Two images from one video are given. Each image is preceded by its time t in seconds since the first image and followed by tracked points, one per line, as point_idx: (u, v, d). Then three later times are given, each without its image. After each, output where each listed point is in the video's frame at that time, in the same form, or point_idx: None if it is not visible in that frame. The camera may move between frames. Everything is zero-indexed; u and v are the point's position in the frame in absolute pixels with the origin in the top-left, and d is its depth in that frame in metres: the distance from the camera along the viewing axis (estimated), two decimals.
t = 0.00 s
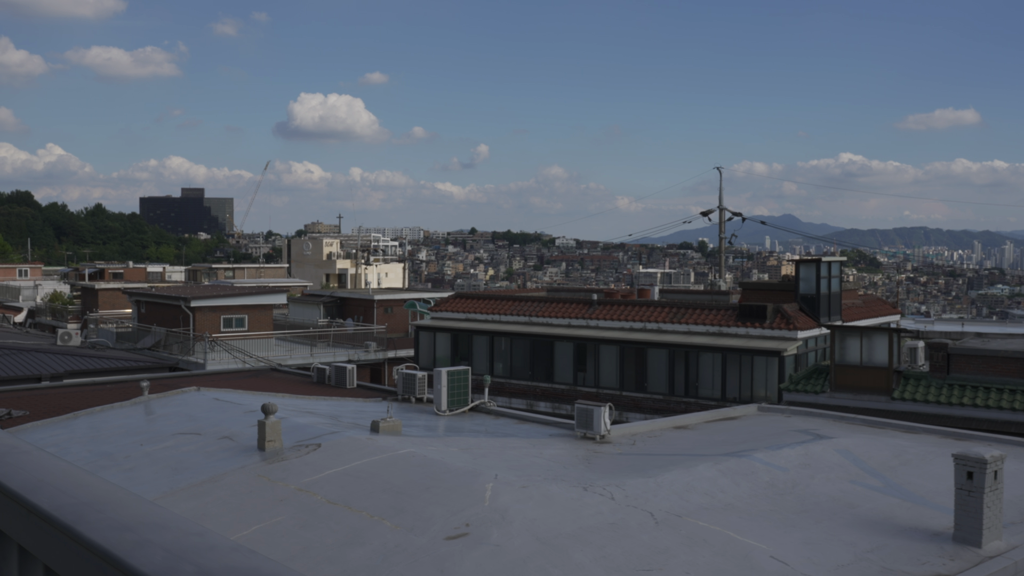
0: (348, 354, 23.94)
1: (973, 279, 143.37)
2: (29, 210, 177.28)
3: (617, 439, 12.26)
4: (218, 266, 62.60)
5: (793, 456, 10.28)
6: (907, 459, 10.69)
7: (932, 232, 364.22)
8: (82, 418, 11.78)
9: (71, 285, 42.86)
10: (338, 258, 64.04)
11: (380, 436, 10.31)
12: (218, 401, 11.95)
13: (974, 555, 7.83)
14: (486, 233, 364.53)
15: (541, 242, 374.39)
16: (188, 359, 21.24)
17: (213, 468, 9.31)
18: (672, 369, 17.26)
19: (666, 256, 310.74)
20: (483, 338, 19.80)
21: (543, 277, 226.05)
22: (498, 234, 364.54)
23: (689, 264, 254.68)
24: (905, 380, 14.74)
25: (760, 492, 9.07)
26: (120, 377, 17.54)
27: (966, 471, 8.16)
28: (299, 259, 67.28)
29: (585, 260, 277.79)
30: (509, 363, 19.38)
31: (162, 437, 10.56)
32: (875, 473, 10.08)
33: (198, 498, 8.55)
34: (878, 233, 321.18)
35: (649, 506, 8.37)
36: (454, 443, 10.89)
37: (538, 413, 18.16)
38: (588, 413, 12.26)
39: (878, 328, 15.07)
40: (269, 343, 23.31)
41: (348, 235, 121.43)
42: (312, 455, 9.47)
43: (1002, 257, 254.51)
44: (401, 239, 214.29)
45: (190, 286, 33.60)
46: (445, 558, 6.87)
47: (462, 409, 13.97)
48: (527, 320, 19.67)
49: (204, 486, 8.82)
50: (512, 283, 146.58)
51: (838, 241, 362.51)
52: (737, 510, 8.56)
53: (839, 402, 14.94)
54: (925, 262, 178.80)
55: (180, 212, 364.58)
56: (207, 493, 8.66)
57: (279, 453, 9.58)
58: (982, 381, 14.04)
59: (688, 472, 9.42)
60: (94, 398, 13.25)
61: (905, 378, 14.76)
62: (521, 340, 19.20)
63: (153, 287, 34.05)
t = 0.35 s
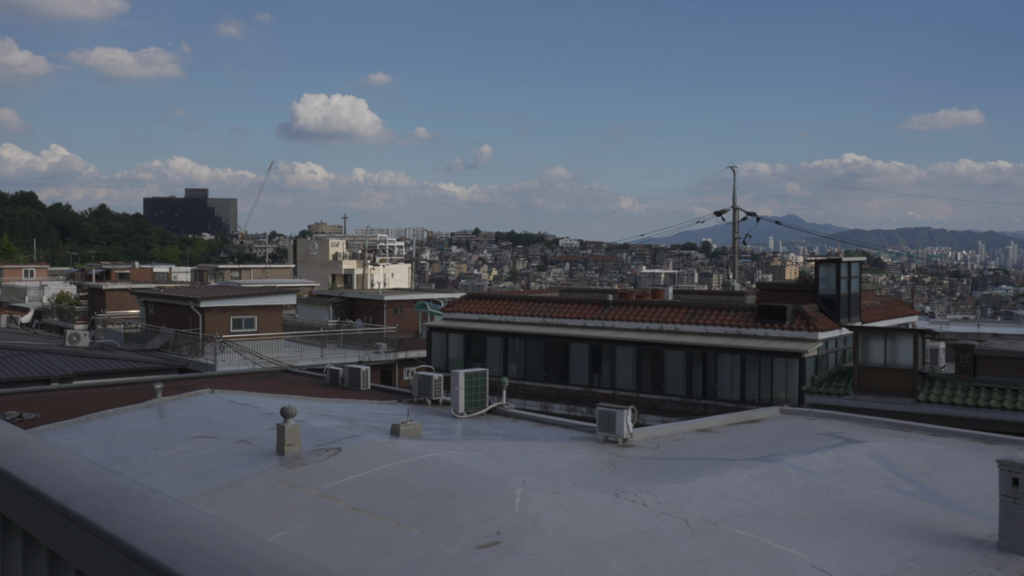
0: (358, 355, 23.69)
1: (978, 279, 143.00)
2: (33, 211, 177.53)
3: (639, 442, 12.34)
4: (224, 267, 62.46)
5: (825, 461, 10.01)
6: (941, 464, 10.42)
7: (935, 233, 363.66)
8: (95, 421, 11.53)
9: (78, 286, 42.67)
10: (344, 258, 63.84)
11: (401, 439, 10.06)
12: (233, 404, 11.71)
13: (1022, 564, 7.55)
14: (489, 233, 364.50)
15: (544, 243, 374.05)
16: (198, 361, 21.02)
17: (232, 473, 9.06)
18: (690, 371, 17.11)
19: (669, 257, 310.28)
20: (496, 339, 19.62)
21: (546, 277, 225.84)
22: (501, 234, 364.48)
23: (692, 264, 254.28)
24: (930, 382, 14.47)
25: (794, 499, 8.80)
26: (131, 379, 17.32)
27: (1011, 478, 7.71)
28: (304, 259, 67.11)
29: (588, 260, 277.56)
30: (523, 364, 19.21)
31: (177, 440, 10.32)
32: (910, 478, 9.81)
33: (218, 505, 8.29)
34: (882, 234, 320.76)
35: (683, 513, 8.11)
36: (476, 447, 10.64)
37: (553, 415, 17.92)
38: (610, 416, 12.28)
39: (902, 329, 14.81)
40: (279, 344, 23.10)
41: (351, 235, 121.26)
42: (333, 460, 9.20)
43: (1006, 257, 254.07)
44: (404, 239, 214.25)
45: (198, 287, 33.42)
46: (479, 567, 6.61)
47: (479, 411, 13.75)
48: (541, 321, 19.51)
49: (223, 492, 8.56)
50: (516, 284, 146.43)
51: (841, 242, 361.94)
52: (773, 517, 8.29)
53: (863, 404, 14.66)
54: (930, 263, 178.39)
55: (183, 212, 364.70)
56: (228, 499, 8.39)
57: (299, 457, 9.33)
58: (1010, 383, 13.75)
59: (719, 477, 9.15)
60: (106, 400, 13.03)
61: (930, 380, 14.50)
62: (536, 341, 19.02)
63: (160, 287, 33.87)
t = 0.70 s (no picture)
0: (373, 357, 23.45)
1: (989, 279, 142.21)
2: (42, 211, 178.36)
3: (667, 447, 12.09)
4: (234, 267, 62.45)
5: (863, 468, 9.71)
6: (982, 471, 10.10)
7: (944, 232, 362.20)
8: (113, 425, 11.33)
9: (90, 286, 42.65)
10: (354, 258, 63.75)
11: (427, 445, 9.81)
12: (253, 408, 11.48)
13: None
14: (496, 233, 364.52)
15: (551, 242, 373.68)
16: (212, 362, 20.84)
17: (255, 480, 8.81)
18: (713, 373, 16.83)
19: (677, 256, 309.54)
20: (514, 340, 19.50)
21: (554, 276, 225.72)
22: (508, 234, 364.48)
23: (700, 263, 253.53)
24: (961, 386, 14.16)
25: (836, 509, 8.50)
26: (146, 381, 17.14)
27: None
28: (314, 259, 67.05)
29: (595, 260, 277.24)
30: (542, 366, 19.10)
31: (197, 446, 10.09)
32: (952, 486, 9.49)
33: (242, 513, 8.03)
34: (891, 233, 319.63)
35: (723, 523, 7.83)
36: (503, 453, 10.39)
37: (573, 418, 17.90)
38: (637, 420, 12.08)
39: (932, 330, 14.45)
40: (293, 346, 22.92)
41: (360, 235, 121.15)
42: (358, 466, 8.95)
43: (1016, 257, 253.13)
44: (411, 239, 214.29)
45: (210, 287, 33.31)
46: None
47: (502, 414, 13.56)
48: (560, 322, 19.34)
49: (247, 500, 8.31)
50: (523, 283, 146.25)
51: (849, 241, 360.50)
52: (816, 528, 7.99)
53: (893, 408, 14.35)
54: (940, 263, 177.45)
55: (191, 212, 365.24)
56: (251, 507, 8.13)
57: (323, 463, 9.08)
58: None
59: (757, 485, 8.86)
60: (123, 404, 12.83)
61: (961, 384, 14.19)
62: (554, 343, 18.92)
63: (173, 288, 33.78)
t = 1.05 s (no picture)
0: (386, 358, 23.25)
1: (1000, 279, 141.33)
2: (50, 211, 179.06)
3: (694, 452, 11.85)
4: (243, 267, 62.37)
5: (900, 475, 9.45)
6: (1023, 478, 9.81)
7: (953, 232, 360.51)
8: (130, 429, 11.14)
9: (99, 286, 42.53)
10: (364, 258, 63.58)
11: (452, 451, 9.59)
12: (272, 411, 11.27)
13: None
14: (503, 233, 364.49)
15: (557, 242, 373.25)
16: (225, 364, 20.66)
17: (278, 486, 8.60)
18: (734, 375, 16.63)
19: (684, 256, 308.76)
20: (531, 341, 19.34)
21: (561, 276, 225.35)
22: (514, 234, 364.48)
23: (707, 264, 252.84)
24: (992, 389, 13.90)
25: (876, 518, 8.24)
26: (160, 383, 16.97)
27: None
28: (324, 259, 66.91)
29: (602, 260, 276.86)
30: (559, 368, 18.94)
31: (217, 451, 9.87)
32: (993, 494, 9.21)
33: (267, 521, 7.79)
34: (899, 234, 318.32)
35: (763, 533, 7.58)
36: (529, 459, 10.17)
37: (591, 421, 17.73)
38: (663, 425, 11.85)
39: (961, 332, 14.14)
40: (306, 347, 22.73)
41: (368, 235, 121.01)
42: (383, 472, 8.73)
43: None
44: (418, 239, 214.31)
45: (221, 287, 33.14)
46: None
47: (523, 417, 13.46)
48: (578, 324, 19.15)
49: (270, 506, 8.09)
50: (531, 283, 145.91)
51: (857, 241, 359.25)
52: (857, 538, 7.74)
53: (921, 412, 14.08)
54: (950, 263, 176.47)
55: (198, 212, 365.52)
56: (276, 514, 7.90)
57: (346, 469, 8.85)
58: None
59: (792, 494, 8.62)
60: (139, 407, 12.63)
61: (992, 387, 13.93)
62: (572, 344, 18.78)
63: (184, 288, 33.69)
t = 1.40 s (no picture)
0: (397, 359, 23.02)
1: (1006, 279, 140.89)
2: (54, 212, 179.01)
3: (717, 456, 11.63)
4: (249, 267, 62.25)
5: (935, 478, 9.19)
6: None
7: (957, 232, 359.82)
8: (142, 431, 10.92)
9: (105, 287, 42.37)
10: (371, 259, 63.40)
11: (474, 456, 9.36)
12: (286, 413, 11.03)
13: None
14: (506, 233, 364.49)
15: (560, 242, 372.90)
16: (234, 365, 20.44)
17: (296, 490, 8.35)
18: (752, 376, 16.40)
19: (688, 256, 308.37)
20: (544, 342, 19.13)
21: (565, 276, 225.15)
22: (517, 234, 364.53)
23: (711, 263, 252.24)
24: (1018, 389, 13.64)
25: (913, 524, 7.99)
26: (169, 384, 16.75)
27: None
28: (329, 259, 66.77)
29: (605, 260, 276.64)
30: (574, 368, 18.77)
31: (232, 454, 9.63)
32: None
33: (286, 527, 7.54)
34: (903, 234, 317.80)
35: (800, 540, 7.32)
36: (551, 462, 9.94)
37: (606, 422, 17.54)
38: (686, 427, 11.64)
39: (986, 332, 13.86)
40: (315, 347, 22.50)
41: (373, 235, 120.76)
42: (404, 476, 8.49)
43: None
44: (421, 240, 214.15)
45: (227, 287, 32.94)
46: None
47: (540, 420, 13.36)
48: (592, 324, 18.89)
49: (289, 512, 7.84)
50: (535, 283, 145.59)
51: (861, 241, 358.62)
52: (896, 545, 7.49)
53: (945, 413, 13.87)
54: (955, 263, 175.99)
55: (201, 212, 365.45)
56: (295, 520, 7.64)
57: (366, 473, 8.60)
58: None
59: (825, 499, 8.37)
60: (150, 409, 12.41)
61: (1018, 387, 13.68)
62: (586, 345, 18.61)
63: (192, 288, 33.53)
